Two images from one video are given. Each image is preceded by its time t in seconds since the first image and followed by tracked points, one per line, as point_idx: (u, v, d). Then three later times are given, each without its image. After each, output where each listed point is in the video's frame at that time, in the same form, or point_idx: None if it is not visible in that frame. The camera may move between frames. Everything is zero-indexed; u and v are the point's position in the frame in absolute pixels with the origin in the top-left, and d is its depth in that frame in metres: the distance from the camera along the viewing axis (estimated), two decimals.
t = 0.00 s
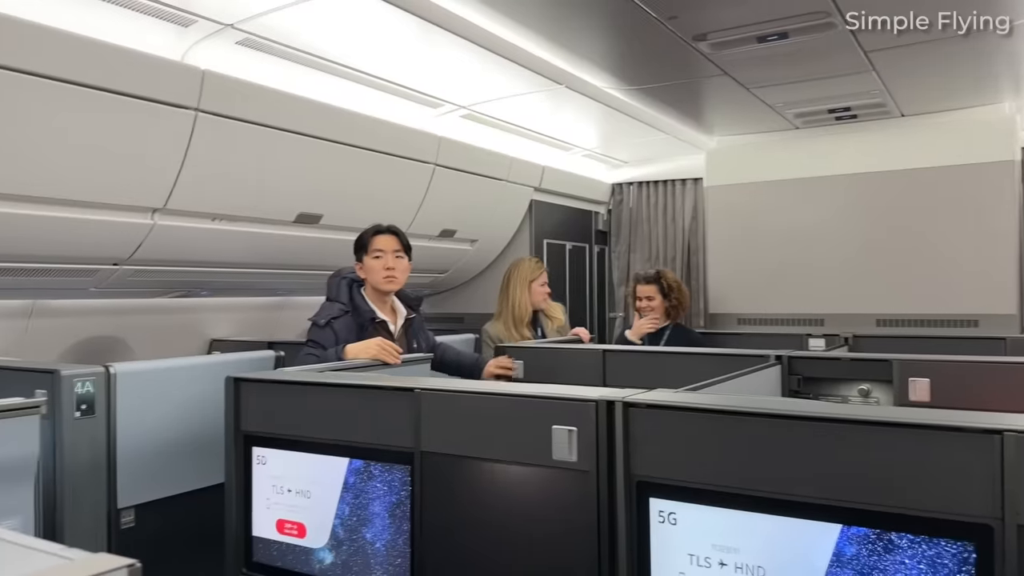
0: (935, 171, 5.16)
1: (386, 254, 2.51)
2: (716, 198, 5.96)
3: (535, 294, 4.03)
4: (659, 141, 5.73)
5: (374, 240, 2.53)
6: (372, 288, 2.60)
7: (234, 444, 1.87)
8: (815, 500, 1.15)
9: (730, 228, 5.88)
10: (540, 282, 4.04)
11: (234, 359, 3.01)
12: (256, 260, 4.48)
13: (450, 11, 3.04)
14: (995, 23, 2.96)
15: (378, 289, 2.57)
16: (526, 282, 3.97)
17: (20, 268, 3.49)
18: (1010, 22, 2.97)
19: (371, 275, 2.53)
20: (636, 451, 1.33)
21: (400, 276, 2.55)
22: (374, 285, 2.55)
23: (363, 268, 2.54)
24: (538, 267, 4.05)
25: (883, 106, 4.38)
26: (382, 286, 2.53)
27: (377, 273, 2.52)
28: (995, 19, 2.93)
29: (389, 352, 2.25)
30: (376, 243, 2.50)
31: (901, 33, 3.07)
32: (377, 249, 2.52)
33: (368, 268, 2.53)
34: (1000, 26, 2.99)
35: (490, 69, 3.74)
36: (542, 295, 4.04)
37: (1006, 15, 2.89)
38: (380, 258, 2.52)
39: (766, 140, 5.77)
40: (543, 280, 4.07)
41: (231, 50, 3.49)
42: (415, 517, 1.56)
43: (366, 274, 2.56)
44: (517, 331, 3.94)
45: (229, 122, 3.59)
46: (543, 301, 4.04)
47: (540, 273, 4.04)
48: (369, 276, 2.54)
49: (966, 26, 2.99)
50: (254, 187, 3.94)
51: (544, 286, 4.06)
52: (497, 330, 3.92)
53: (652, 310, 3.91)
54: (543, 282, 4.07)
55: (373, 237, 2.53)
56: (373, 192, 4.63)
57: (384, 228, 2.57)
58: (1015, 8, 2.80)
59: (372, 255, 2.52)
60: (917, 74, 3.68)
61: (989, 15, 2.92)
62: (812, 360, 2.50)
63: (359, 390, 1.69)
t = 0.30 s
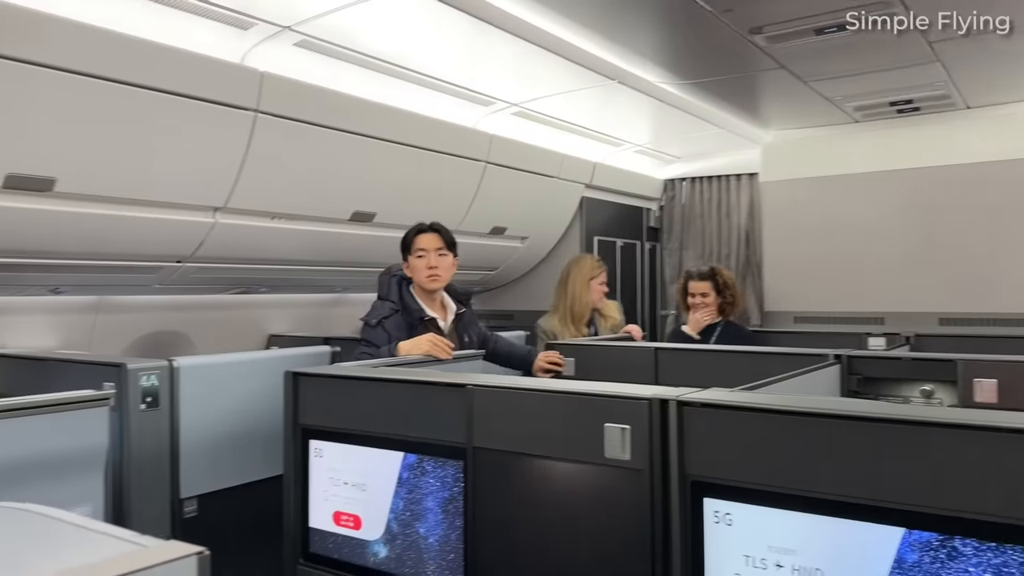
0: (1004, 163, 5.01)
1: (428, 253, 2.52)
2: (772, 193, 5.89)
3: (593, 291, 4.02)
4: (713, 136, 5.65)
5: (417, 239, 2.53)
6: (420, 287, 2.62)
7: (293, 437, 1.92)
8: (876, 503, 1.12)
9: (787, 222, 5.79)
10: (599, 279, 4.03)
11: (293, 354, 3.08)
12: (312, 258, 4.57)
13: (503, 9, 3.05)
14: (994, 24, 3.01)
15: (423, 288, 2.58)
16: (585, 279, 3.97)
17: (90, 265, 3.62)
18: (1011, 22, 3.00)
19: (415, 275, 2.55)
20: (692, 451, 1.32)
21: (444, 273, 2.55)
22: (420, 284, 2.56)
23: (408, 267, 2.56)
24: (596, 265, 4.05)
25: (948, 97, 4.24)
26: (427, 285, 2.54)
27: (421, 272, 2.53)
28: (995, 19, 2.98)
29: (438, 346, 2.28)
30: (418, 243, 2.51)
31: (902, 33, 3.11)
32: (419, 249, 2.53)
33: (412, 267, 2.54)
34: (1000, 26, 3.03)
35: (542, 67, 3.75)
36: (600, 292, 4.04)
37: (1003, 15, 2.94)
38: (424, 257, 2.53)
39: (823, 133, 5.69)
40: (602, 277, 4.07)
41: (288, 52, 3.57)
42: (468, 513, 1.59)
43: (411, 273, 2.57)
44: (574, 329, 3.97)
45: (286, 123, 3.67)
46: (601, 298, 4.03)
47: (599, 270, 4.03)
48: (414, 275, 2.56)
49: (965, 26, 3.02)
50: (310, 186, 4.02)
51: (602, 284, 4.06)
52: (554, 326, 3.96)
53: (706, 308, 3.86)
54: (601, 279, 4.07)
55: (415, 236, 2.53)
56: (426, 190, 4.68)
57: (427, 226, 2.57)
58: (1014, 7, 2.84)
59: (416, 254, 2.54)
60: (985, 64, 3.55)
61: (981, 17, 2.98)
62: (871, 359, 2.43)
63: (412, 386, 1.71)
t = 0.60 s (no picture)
0: None
1: (445, 250, 2.56)
2: (825, 189, 5.77)
3: (646, 286, 3.98)
4: (764, 130, 5.56)
5: (434, 236, 2.57)
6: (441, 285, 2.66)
7: (344, 429, 1.95)
8: (934, 505, 1.10)
9: (842, 219, 5.68)
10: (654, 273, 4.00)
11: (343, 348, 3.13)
12: (363, 255, 4.64)
13: (551, 4, 3.05)
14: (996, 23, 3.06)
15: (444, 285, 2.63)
16: (636, 274, 3.95)
17: (151, 263, 3.74)
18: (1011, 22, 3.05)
19: (433, 272, 2.60)
20: (743, 449, 1.30)
21: (461, 270, 2.60)
22: (439, 282, 2.61)
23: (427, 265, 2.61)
24: (650, 259, 4.00)
25: (1012, 88, 4.09)
26: (445, 282, 2.59)
27: (439, 270, 2.58)
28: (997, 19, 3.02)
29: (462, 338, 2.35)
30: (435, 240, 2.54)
31: (903, 32, 3.16)
32: (437, 246, 2.56)
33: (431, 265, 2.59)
34: (999, 26, 3.09)
35: (591, 63, 3.74)
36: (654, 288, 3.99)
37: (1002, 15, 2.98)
38: (441, 253, 2.57)
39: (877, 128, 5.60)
40: (656, 272, 4.03)
41: (340, 52, 3.62)
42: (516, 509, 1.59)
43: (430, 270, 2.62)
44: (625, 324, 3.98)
45: (336, 121, 3.72)
46: (655, 293, 3.99)
47: (653, 264, 3.98)
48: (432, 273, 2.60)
49: (965, 26, 3.08)
50: (361, 184, 4.08)
51: (657, 279, 4.01)
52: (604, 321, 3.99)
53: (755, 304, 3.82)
54: (657, 273, 4.03)
55: (433, 233, 2.57)
56: (475, 187, 4.70)
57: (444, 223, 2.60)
58: (1011, 7, 2.88)
59: (433, 252, 2.58)
60: None
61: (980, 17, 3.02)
62: (929, 357, 2.35)
63: (461, 382, 1.72)
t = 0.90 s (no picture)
0: None
1: (451, 246, 2.59)
2: (887, 183, 5.61)
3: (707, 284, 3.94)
4: (823, 124, 5.44)
5: (439, 233, 2.62)
6: (444, 285, 2.70)
7: (398, 424, 1.97)
8: (1003, 510, 1.06)
9: (903, 214, 5.51)
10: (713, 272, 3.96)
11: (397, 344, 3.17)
12: (416, 252, 4.69)
13: None
14: (993, 24, 3.15)
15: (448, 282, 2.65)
16: (697, 272, 3.92)
17: (212, 260, 3.85)
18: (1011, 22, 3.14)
19: (439, 269, 2.63)
20: (802, 450, 1.28)
21: (469, 267, 2.62)
22: (445, 279, 2.64)
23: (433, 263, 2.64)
24: (711, 258, 3.98)
25: None
26: (451, 278, 2.61)
27: (446, 266, 2.61)
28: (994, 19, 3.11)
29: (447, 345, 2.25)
30: (442, 236, 2.59)
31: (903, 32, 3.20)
32: (444, 242, 2.60)
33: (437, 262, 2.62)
34: (998, 26, 3.17)
35: (645, 58, 3.71)
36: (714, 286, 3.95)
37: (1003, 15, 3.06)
38: (447, 250, 2.61)
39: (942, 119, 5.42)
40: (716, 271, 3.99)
41: (395, 52, 3.67)
42: (569, 506, 1.60)
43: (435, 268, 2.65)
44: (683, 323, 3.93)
45: (390, 120, 3.77)
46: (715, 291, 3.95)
47: (714, 263, 3.97)
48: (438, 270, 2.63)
49: (951, 29, 3.20)
50: (414, 182, 4.13)
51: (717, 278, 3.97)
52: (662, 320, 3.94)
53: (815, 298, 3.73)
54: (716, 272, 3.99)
55: (438, 230, 2.62)
56: (526, 184, 4.71)
57: (448, 221, 2.65)
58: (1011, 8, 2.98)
59: (439, 248, 2.61)
60: None
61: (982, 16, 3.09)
62: (998, 358, 2.27)
63: (513, 378, 1.73)
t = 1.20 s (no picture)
0: None
1: (480, 236, 2.67)
2: (946, 177, 5.44)
3: (766, 280, 3.90)
4: (879, 117, 5.30)
5: (466, 224, 2.69)
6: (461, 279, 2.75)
7: (446, 419, 1.99)
8: None
9: (963, 208, 5.33)
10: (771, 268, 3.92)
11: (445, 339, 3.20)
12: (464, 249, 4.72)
13: None
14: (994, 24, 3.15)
15: (472, 274, 2.70)
16: (758, 268, 3.87)
17: (266, 257, 3.94)
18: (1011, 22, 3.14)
19: (470, 260, 2.67)
20: (859, 450, 1.25)
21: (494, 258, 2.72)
22: (472, 269, 2.68)
23: (459, 253, 2.68)
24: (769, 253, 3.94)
25: None
26: (481, 268, 2.67)
27: (476, 256, 2.66)
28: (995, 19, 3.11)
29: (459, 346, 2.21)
30: (470, 226, 2.67)
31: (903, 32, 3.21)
32: (473, 233, 2.68)
33: (466, 252, 2.67)
34: (998, 26, 3.17)
35: (694, 52, 3.67)
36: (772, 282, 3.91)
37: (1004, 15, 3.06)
38: (475, 241, 2.68)
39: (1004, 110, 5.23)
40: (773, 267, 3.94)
41: (443, 50, 3.69)
42: (617, 505, 1.60)
43: (460, 259, 2.69)
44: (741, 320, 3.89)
45: (438, 119, 3.80)
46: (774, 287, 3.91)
47: (772, 258, 3.93)
48: (466, 260, 2.67)
49: (965, 26, 3.15)
50: (462, 180, 4.16)
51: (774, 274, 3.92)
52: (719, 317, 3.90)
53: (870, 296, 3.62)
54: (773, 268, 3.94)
55: (466, 222, 2.69)
56: (574, 180, 4.70)
57: (470, 215, 2.73)
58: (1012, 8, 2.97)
59: (468, 239, 2.67)
60: None
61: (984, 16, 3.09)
62: None
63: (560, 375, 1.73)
